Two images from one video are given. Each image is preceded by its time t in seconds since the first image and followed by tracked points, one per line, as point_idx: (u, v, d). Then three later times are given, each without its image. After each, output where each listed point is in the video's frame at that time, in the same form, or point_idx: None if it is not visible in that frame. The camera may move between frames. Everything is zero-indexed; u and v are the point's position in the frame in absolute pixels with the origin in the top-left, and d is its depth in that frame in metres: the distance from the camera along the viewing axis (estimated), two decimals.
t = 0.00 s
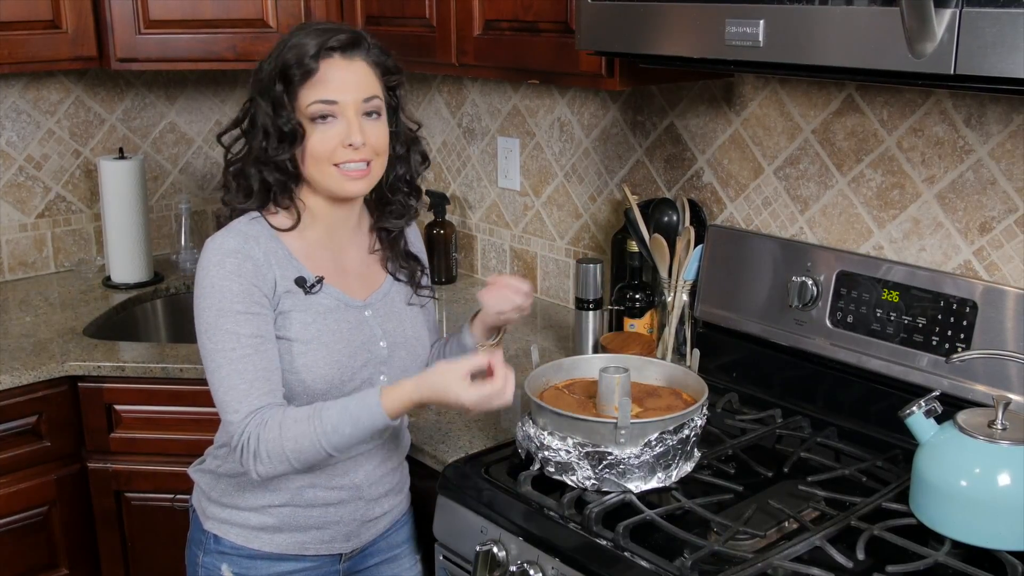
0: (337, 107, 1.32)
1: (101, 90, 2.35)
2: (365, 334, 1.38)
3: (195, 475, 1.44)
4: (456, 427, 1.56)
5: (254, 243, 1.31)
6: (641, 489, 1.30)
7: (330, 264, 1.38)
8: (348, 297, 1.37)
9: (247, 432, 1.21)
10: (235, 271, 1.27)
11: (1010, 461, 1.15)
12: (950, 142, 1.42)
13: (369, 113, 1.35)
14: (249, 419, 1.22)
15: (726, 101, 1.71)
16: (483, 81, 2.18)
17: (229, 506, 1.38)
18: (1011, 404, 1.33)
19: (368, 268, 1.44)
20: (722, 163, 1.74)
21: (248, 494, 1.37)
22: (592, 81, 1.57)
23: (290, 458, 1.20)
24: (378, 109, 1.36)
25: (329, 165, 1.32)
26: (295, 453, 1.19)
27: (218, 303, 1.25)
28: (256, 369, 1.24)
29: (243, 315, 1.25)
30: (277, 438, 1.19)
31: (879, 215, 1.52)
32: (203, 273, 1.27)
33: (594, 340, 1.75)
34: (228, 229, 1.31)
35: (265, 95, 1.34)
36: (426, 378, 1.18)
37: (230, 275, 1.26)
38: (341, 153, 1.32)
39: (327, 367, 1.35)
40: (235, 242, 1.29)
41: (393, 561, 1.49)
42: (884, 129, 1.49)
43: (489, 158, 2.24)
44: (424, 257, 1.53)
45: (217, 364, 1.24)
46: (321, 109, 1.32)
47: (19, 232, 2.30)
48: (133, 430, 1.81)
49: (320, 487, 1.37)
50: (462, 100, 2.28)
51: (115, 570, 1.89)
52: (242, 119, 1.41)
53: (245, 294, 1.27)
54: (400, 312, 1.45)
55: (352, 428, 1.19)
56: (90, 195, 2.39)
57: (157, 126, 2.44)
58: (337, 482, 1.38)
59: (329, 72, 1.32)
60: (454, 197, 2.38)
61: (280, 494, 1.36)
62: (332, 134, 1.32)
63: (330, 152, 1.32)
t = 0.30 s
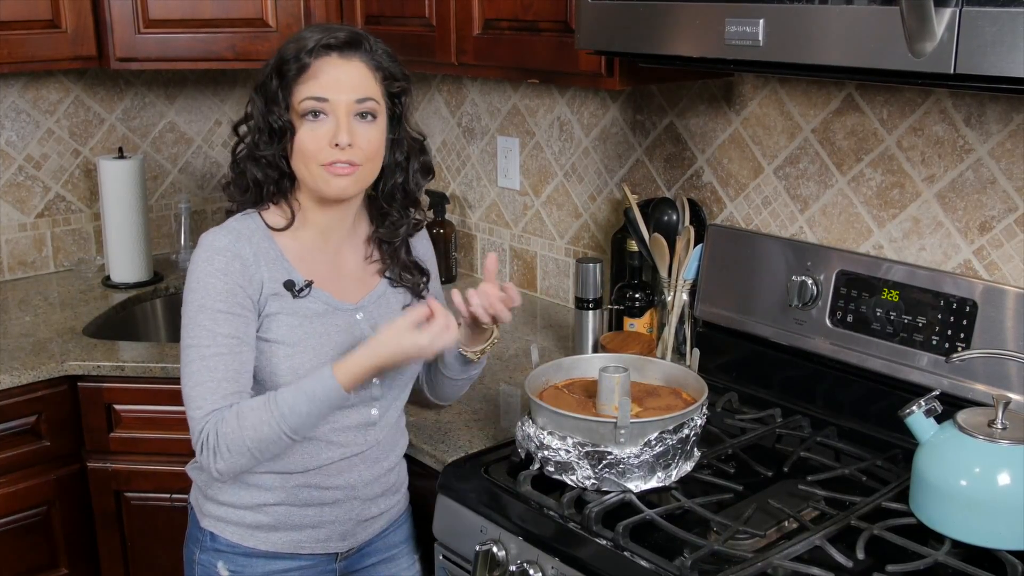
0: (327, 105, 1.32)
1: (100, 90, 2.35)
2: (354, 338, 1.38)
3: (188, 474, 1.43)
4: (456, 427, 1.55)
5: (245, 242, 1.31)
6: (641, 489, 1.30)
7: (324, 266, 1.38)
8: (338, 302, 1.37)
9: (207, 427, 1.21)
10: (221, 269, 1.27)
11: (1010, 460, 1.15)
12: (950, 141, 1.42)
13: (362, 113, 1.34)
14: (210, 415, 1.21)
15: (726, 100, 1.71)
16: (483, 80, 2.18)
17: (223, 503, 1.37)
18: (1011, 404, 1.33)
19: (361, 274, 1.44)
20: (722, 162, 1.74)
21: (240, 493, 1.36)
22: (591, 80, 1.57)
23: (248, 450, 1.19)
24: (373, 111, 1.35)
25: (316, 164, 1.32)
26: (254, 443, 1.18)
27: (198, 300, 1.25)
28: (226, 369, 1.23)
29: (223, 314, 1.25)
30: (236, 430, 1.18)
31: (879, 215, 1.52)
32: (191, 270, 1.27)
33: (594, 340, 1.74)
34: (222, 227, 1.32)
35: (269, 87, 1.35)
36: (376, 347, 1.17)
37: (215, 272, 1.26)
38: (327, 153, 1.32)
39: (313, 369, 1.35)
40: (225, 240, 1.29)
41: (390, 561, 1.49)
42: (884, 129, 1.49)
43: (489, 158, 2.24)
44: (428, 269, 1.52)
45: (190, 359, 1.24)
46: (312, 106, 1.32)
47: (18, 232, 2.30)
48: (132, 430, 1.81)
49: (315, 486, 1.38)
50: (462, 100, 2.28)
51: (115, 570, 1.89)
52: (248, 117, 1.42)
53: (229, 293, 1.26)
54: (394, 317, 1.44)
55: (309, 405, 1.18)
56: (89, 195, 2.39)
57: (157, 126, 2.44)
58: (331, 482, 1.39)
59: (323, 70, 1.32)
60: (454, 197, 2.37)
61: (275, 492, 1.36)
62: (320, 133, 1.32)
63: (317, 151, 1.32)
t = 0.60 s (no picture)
0: (339, 102, 1.32)
1: (100, 89, 2.35)
2: (358, 338, 1.38)
3: (190, 473, 1.43)
4: (456, 427, 1.55)
5: (248, 237, 1.31)
6: (641, 488, 1.29)
7: (326, 265, 1.38)
8: (341, 301, 1.37)
9: (222, 421, 1.21)
10: (225, 264, 1.27)
11: (1010, 460, 1.14)
12: (950, 140, 1.42)
13: (371, 109, 1.35)
14: (222, 410, 1.22)
15: (726, 99, 1.71)
16: (483, 79, 2.17)
17: (225, 504, 1.37)
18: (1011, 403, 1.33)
19: (365, 272, 1.43)
20: (722, 162, 1.74)
21: (243, 492, 1.36)
22: (592, 80, 1.57)
23: (258, 446, 1.20)
24: (379, 105, 1.36)
25: (334, 162, 1.32)
26: (263, 441, 1.19)
27: (204, 295, 1.25)
28: (234, 364, 1.24)
29: (228, 309, 1.25)
30: (245, 426, 1.19)
31: (879, 214, 1.52)
32: (195, 265, 1.27)
33: (594, 339, 1.74)
34: (224, 222, 1.32)
35: (274, 86, 1.33)
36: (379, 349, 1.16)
37: (220, 268, 1.26)
38: (344, 150, 1.31)
39: (317, 369, 1.35)
40: (229, 236, 1.30)
41: (390, 560, 1.49)
42: (884, 128, 1.49)
43: (489, 157, 2.23)
44: (431, 262, 1.52)
45: (197, 355, 1.25)
46: (322, 104, 1.32)
47: (18, 231, 2.30)
48: (132, 429, 1.81)
49: (317, 486, 1.37)
50: (461, 99, 2.28)
51: (115, 569, 1.89)
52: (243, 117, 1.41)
53: (233, 289, 1.27)
54: (397, 316, 1.44)
55: (315, 407, 1.18)
56: (89, 194, 2.39)
57: (157, 125, 2.44)
58: (334, 481, 1.38)
59: (331, 68, 1.32)
60: (454, 196, 2.37)
61: (278, 492, 1.36)
62: (334, 130, 1.32)
63: (336, 150, 1.31)
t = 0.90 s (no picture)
0: (326, 105, 1.32)
1: (100, 88, 2.35)
2: (361, 342, 1.38)
3: (190, 473, 1.43)
4: (455, 427, 1.55)
5: (255, 238, 1.31)
6: (640, 488, 1.29)
7: (333, 267, 1.38)
8: (346, 304, 1.37)
9: (212, 425, 1.22)
10: (230, 266, 1.27)
11: (1010, 459, 1.14)
12: (950, 140, 1.41)
13: (363, 110, 1.34)
14: (216, 414, 1.22)
15: (726, 99, 1.70)
16: (482, 79, 2.17)
17: (226, 505, 1.36)
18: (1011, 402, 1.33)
19: (371, 273, 1.43)
20: (722, 161, 1.73)
21: (245, 494, 1.36)
22: (591, 79, 1.57)
23: (251, 452, 1.21)
24: (373, 107, 1.35)
25: (321, 165, 1.32)
26: (257, 448, 1.21)
27: (207, 296, 1.25)
28: (233, 367, 1.24)
29: (231, 311, 1.25)
30: (241, 433, 1.20)
31: (879, 214, 1.52)
32: (199, 265, 1.27)
33: (593, 338, 1.74)
34: (231, 222, 1.32)
35: (266, 93, 1.35)
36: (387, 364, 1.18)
37: (224, 269, 1.26)
38: (329, 154, 1.31)
39: (320, 373, 1.35)
40: (235, 236, 1.29)
41: (391, 561, 1.49)
42: (883, 127, 1.49)
43: (488, 156, 2.23)
44: (438, 271, 1.52)
45: (197, 356, 1.24)
46: (310, 108, 1.32)
47: (17, 231, 2.30)
48: (131, 429, 1.81)
49: (318, 488, 1.37)
50: (461, 98, 2.27)
51: (115, 570, 1.89)
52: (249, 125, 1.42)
53: (237, 291, 1.26)
54: (401, 319, 1.44)
55: (314, 415, 1.19)
56: (89, 194, 2.39)
57: (157, 125, 2.44)
58: (335, 484, 1.38)
59: (320, 69, 1.32)
60: (454, 196, 2.37)
61: (279, 494, 1.36)
62: (320, 134, 1.32)
63: (321, 154, 1.31)
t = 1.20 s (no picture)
0: (328, 112, 1.32)
1: (100, 89, 2.35)
2: (361, 343, 1.37)
3: (191, 472, 1.43)
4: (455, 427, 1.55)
5: (253, 240, 1.31)
6: (640, 488, 1.29)
7: (332, 270, 1.38)
8: (346, 306, 1.37)
9: (209, 429, 1.22)
10: (228, 268, 1.27)
11: (1010, 460, 1.14)
12: (950, 140, 1.42)
13: (366, 119, 1.34)
14: (213, 418, 1.23)
15: (726, 99, 1.70)
16: (482, 79, 2.17)
17: (226, 505, 1.36)
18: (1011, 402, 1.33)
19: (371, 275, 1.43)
20: (722, 161, 1.73)
21: (245, 495, 1.36)
22: (591, 79, 1.57)
23: (244, 458, 1.21)
24: (376, 115, 1.35)
25: (320, 173, 1.32)
26: (250, 455, 1.21)
27: (205, 298, 1.25)
28: (231, 370, 1.24)
29: (229, 314, 1.25)
30: (236, 439, 1.20)
31: (879, 214, 1.52)
32: (198, 267, 1.27)
33: (593, 338, 1.74)
34: (230, 222, 1.32)
35: (269, 97, 1.35)
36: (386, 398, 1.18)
37: (222, 271, 1.26)
38: (330, 161, 1.31)
39: (319, 374, 1.35)
40: (233, 237, 1.29)
41: (391, 561, 1.49)
42: (883, 128, 1.49)
43: (488, 156, 2.23)
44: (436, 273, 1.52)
45: (196, 359, 1.24)
46: (313, 114, 1.32)
47: (17, 231, 2.30)
48: (131, 429, 1.81)
49: (318, 489, 1.37)
50: (461, 98, 2.27)
51: (115, 570, 1.89)
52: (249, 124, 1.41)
53: (236, 293, 1.26)
54: (403, 321, 1.44)
55: (308, 438, 1.20)
56: (89, 194, 2.39)
57: (157, 125, 2.44)
58: (335, 485, 1.38)
59: (324, 75, 1.32)
60: (454, 196, 2.37)
61: (279, 494, 1.36)
62: (322, 141, 1.32)
63: (321, 160, 1.31)
